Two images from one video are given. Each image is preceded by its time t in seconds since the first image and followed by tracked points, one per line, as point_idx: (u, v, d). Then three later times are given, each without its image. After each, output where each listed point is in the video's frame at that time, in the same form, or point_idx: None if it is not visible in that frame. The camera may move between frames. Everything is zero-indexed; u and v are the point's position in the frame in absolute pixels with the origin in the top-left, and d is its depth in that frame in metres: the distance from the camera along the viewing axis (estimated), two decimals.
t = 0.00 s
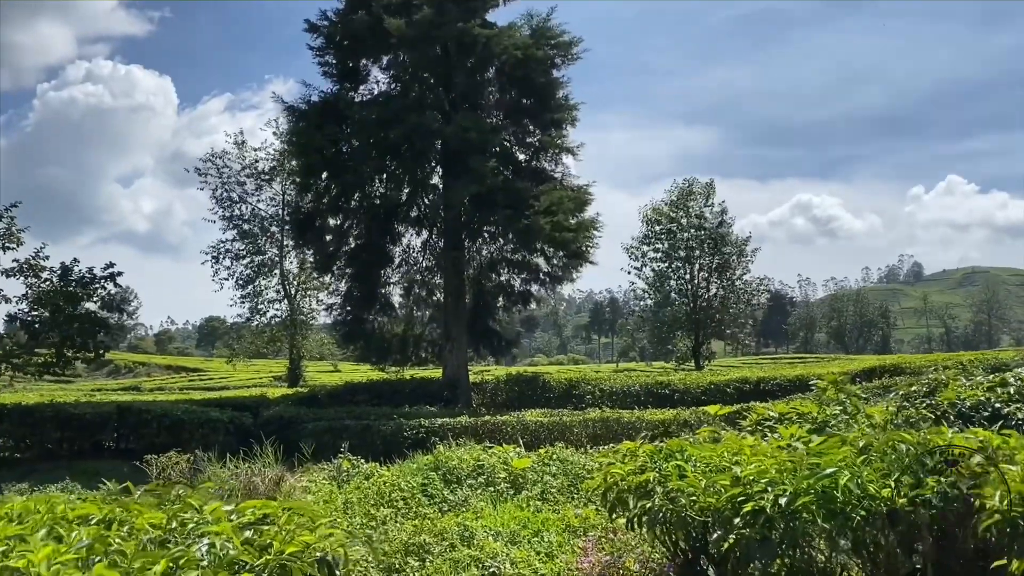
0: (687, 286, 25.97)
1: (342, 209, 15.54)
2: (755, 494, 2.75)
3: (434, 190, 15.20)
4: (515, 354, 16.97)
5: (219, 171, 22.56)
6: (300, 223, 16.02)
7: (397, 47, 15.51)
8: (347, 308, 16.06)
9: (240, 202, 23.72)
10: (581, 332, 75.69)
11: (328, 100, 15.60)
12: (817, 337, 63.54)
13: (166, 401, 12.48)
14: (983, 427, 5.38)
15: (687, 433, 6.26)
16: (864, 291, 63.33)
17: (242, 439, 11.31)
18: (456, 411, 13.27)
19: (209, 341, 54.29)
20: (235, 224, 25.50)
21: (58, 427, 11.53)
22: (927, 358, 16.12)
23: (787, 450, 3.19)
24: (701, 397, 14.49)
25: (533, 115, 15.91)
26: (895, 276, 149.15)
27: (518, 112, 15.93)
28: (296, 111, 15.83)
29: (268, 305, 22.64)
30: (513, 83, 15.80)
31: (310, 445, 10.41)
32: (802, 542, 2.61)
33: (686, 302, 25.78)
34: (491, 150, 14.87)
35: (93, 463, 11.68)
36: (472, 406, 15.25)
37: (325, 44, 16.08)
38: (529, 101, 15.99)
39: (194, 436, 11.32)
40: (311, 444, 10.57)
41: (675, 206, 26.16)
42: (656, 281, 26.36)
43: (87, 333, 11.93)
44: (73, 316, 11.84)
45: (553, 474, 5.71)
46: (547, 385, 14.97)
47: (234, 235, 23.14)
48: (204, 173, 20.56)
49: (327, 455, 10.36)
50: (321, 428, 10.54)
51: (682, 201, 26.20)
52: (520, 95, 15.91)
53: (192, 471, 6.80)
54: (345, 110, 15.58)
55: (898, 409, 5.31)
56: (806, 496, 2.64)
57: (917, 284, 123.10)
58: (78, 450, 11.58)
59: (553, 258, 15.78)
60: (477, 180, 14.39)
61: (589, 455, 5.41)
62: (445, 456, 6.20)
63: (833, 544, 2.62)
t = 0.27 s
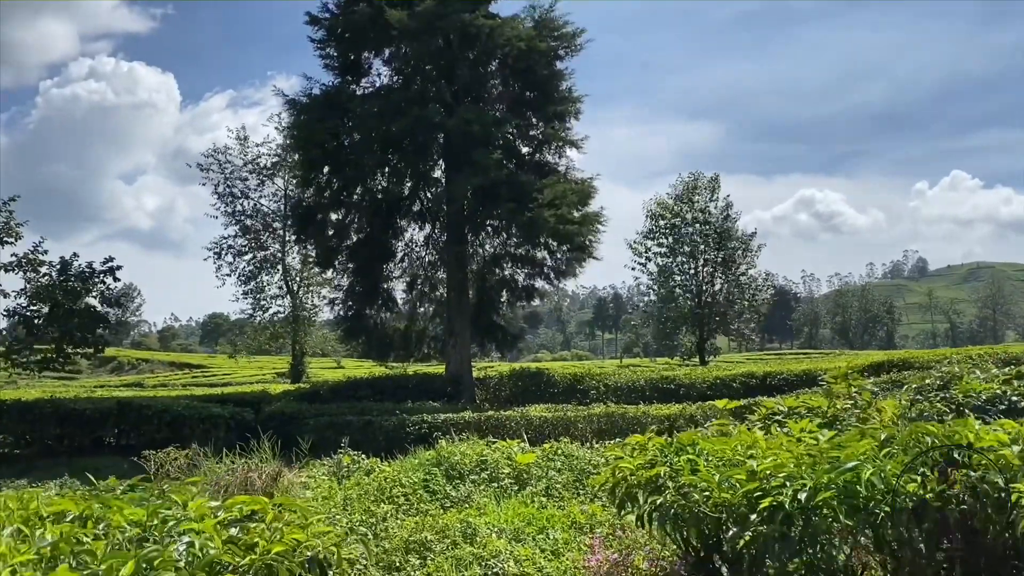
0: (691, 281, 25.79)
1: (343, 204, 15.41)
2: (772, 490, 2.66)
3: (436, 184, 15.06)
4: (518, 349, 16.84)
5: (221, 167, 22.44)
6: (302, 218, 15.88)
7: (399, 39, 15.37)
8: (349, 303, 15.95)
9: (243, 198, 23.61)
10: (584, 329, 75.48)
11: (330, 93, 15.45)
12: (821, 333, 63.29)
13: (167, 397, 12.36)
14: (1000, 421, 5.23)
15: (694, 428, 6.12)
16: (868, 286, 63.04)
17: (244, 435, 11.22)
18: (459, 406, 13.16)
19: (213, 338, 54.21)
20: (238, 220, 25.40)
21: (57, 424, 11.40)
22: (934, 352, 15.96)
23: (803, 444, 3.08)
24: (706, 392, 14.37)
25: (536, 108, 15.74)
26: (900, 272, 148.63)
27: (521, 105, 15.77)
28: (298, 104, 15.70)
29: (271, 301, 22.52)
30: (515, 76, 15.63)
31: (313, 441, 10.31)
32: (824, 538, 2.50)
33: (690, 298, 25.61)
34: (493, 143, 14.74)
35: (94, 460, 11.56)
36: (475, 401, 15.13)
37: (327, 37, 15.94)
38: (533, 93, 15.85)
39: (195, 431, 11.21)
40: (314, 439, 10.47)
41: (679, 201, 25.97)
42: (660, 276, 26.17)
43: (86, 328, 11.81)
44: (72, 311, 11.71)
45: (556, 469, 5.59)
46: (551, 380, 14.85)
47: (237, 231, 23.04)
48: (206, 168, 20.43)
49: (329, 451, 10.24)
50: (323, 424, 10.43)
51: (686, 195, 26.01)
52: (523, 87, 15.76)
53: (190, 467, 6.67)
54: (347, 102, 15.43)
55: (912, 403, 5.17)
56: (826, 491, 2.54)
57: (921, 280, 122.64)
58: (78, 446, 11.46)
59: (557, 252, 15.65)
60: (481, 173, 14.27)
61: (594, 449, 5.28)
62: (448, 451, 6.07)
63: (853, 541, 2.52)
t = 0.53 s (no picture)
0: (699, 277, 25.59)
1: (348, 200, 15.30)
2: (794, 493, 2.56)
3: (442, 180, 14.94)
4: (525, 345, 16.72)
5: (227, 164, 22.38)
6: (307, 214, 15.77)
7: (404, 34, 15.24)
8: (354, 299, 15.86)
9: (249, 195, 23.55)
10: (591, 326, 75.27)
11: (335, 89, 15.34)
12: (829, 329, 62.89)
13: (172, 394, 12.28)
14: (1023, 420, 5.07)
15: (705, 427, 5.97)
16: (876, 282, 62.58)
17: (249, 432, 11.15)
18: (465, 403, 13.05)
19: (219, 335, 54.26)
20: (244, 217, 25.35)
21: (61, 421, 11.33)
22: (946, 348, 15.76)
23: (823, 444, 2.97)
24: (714, 389, 14.22)
25: (543, 102, 15.60)
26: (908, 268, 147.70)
27: (528, 99, 15.63)
28: (303, 100, 15.60)
29: (277, 299, 22.46)
30: (522, 70, 15.49)
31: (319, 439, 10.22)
32: (851, 544, 2.41)
33: (698, 294, 25.41)
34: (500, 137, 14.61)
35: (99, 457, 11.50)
36: (482, 398, 15.02)
37: (331, 32, 15.82)
38: (539, 88, 15.71)
39: (200, 429, 11.13)
40: (320, 437, 10.38)
41: (687, 196, 25.76)
42: (668, 272, 25.98)
43: (90, 325, 11.75)
44: (76, 308, 11.64)
45: (565, 469, 5.46)
46: (558, 377, 14.72)
47: (243, 229, 22.98)
48: (212, 165, 20.36)
49: (334, 449, 10.14)
50: (328, 421, 10.33)
51: (694, 190, 25.79)
52: (529, 82, 15.62)
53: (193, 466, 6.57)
54: (351, 98, 15.32)
55: (931, 401, 5.02)
56: (852, 495, 2.43)
57: (930, 275, 121.82)
58: (84, 444, 11.40)
59: (564, 248, 15.52)
60: (487, 168, 14.15)
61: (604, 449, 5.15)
62: (454, 450, 5.95)
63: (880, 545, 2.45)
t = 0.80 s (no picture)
0: (710, 273, 25.35)
1: (356, 197, 15.20)
2: (822, 496, 2.45)
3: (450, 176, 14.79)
4: (535, 343, 16.59)
5: (236, 162, 22.34)
6: (314, 212, 15.68)
7: (411, 29, 15.12)
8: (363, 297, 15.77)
9: (258, 193, 23.52)
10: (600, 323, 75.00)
11: (342, 85, 15.25)
12: (840, 326, 62.40)
13: (180, 393, 12.22)
14: None
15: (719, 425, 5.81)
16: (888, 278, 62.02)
17: (258, 431, 11.08)
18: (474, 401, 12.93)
19: (229, 334, 54.41)
20: (254, 216, 25.33)
21: (69, 421, 11.28)
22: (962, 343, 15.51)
23: (849, 443, 2.85)
24: (726, 386, 14.04)
25: (551, 97, 15.44)
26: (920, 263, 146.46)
27: (536, 94, 15.47)
28: (309, 97, 15.52)
29: (286, 297, 22.42)
30: (529, 65, 15.33)
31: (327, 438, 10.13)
32: (884, 549, 2.28)
33: (709, 290, 25.17)
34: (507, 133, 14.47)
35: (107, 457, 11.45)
36: (491, 396, 14.90)
37: (338, 28, 15.73)
38: (547, 83, 15.55)
39: (208, 428, 11.06)
40: (328, 435, 10.28)
41: (697, 192, 25.52)
42: (678, 268, 25.76)
43: (97, 324, 11.70)
44: (83, 307, 11.60)
45: (576, 469, 5.31)
46: (568, 374, 14.59)
47: (252, 227, 22.95)
48: (220, 164, 20.32)
49: (342, 447, 10.04)
50: (336, 420, 10.25)
51: (704, 186, 25.55)
52: (537, 77, 15.46)
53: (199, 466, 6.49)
54: (358, 94, 15.21)
55: (956, 397, 4.84)
56: (883, 498, 2.32)
57: (942, 271, 120.76)
58: (91, 444, 11.35)
59: (573, 244, 15.37)
60: (495, 163, 14.02)
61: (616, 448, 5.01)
62: (462, 449, 5.83)
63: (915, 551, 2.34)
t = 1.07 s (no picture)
0: (723, 269, 25.08)
1: (367, 194, 15.11)
2: (853, 493, 2.34)
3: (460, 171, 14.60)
4: (547, 340, 16.43)
5: (247, 162, 22.35)
6: (325, 209, 15.59)
7: (420, 25, 15.01)
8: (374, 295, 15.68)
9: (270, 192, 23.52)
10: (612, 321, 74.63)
11: (351, 81, 15.18)
12: (856, 323, 61.70)
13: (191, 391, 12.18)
14: None
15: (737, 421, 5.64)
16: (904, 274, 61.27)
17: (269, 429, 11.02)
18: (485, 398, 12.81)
19: (243, 334, 54.60)
20: (266, 215, 25.34)
21: (79, 420, 11.25)
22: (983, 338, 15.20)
23: (876, 437, 2.74)
24: (742, 382, 13.82)
25: (561, 92, 15.27)
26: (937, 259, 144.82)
27: (546, 89, 15.28)
28: (319, 94, 15.44)
29: (299, 296, 22.39)
30: (539, 59, 15.16)
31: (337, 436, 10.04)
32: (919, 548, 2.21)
33: (723, 287, 24.90)
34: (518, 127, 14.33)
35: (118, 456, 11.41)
36: (503, 394, 14.76)
37: (347, 24, 15.64)
38: (558, 77, 15.39)
39: (218, 427, 10.99)
40: (339, 433, 10.19)
41: (710, 187, 25.26)
42: (691, 265, 25.50)
43: (106, 323, 11.67)
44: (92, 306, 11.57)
45: (589, 466, 5.17)
46: (581, 371, 14.43)
47: (264, 226, 22.95)
48: (232, 163, 20.32)
49: (353, 445, 9.95)
50: (346, 418, 10.17)
51: (718, 181, 25.28)
52: (547, 71, 15.29)
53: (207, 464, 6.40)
54: (368, 91, 15.12)
55: (984, 391, 4.65)
56: (917, 498, 2.26)
57: (959, 266, 119.36)
58: (103, 443, 11.33)
59: (585, 240, 15.21)
60: (505, 158, 13.89)
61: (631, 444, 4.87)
62: (472, 446, 5.70)
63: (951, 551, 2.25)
